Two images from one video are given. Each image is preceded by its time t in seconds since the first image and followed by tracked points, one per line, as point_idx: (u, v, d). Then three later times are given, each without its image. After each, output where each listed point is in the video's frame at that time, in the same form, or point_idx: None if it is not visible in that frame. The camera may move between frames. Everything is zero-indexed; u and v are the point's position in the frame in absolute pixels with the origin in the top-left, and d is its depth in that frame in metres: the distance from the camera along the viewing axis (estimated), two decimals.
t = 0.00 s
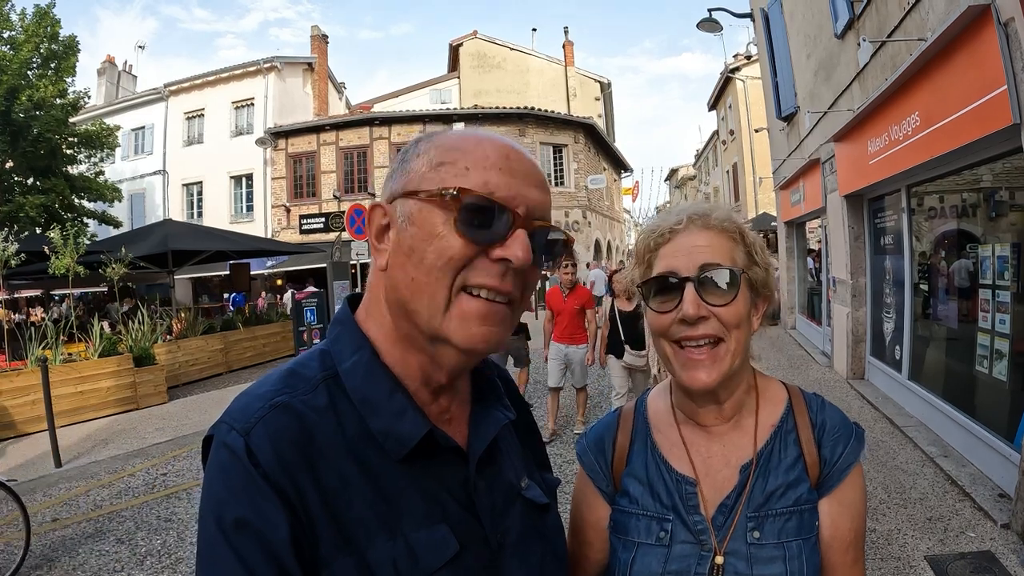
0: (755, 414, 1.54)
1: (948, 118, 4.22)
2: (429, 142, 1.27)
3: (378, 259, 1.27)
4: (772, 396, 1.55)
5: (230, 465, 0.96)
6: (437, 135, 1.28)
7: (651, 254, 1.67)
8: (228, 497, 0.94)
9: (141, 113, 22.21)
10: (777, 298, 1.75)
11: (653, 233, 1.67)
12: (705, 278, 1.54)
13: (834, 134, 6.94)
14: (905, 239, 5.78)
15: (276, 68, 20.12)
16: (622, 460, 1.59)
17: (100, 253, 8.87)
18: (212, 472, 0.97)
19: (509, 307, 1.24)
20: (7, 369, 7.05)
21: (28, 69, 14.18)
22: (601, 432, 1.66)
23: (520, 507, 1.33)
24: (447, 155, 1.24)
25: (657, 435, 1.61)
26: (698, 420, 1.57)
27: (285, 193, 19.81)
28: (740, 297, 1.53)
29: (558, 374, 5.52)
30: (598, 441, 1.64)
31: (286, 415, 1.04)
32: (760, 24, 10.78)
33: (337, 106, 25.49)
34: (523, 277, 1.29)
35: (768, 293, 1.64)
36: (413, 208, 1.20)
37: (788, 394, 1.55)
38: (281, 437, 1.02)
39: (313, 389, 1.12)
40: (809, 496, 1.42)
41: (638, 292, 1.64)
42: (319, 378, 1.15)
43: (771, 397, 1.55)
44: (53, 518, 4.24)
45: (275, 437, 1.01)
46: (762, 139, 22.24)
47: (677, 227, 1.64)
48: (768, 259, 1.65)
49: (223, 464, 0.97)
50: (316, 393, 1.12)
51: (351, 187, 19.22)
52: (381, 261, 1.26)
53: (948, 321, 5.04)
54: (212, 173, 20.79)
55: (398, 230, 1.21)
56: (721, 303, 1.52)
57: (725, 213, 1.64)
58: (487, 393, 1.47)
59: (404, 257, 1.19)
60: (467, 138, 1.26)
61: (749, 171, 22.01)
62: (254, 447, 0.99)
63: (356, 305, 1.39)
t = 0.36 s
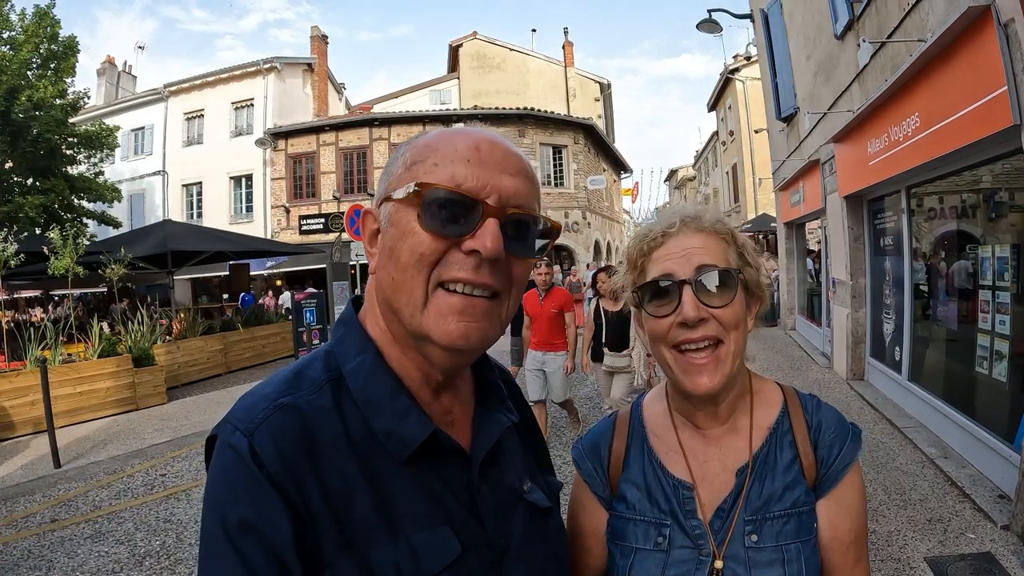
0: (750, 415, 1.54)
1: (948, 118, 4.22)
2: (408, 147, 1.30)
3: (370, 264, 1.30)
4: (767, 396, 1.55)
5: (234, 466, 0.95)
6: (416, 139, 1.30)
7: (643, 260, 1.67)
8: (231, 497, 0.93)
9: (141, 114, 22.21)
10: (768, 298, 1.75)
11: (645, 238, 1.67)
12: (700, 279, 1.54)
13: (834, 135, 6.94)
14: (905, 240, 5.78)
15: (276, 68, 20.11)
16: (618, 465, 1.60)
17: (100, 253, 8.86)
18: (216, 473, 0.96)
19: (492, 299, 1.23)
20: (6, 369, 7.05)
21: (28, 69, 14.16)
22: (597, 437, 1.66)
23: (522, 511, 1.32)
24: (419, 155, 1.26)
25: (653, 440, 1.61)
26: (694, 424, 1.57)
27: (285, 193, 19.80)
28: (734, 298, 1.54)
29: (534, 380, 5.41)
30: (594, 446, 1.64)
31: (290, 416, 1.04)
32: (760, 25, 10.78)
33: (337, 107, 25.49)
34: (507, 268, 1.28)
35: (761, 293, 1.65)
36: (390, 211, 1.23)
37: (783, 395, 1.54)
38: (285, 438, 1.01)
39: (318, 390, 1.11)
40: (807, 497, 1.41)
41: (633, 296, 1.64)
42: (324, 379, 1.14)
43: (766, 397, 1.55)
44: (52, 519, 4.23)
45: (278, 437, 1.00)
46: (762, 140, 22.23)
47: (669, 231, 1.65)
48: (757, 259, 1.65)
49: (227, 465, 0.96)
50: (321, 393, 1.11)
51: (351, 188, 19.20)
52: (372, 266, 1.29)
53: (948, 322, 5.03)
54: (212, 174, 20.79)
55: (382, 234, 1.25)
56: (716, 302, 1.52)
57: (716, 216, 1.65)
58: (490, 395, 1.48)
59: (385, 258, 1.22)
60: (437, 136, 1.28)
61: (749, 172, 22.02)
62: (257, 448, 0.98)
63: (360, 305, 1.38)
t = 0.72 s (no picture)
0: (741, 416, 1.54)
1: (948, 119, 4.22)
2: (403, 148, 1.30)
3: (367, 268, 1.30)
4: (759, 397, 1.55)
5: (232, 466, 0.95)
6: (411, 141, 1.30)
7: (625, 264, 1.66)
8: (228, 496, 0.93)
9: (141, 114, 22.21)
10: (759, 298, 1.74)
11: (627, 241, 1.68)
12: (684, 282, 1.54)
13: (834, 135, 6.93)
14: (905, 240, 5.77)
15: (276, 69, 20.11)
16: (609, 469, 1.61)
17: (99, 253, 8.85)
18: (213, 472, 0.95)
19: (488, 298, 1.23)
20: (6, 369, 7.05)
21: (28, 70, 14.16)
22: (591, 440, 1.67)
23: (520, 513, 1.32)
24: (412, 157, 1.26)
25: (645, 442, 1.62)
26: (685, 425, 1.58)
27: (285, 194, 19.80)
28: (716, 301, 1.53)
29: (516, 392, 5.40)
30: (587, 450, 1.66)
31: (288, 417, 1.03)
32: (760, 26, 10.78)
33: (337, 108, 25.49)
34: (501, 267, 1.28)
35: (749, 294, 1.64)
36: (386, 212, 1.23)
37: (776, 395, 1.54)
38: (282, 438, 1.01)
39: (316, 390, 1.11)
40: (800, 498, 1.40)
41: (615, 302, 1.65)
42: (322, 379, 1.14)
43: (758, 398, 1.55)
44: (51, 520, 4.22)
45: (276, 439, 1.00)
46: (762, 140, 22.22)
47: (650, 234, 1.65)
48: (741, 259, 1.65)
49: (224, 463, 0.96)
50: (319, 394, 1.11)
51: (351, 188, 19.19)
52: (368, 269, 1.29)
53: (948, 322, 5.02)
54: (211, 174, 20.79)
55: (378, 236, 1.24)
56: (694, 303, 1.52)
57: (696, 217, 1.66)
58: (489, 397, 1.47)
59: (380, 259, 1.22)
60: (430, 137, 1.28)
61: (748, 172, 22.02)
62: (255, 448, 0.98)
63: (358, 308, 1.39)
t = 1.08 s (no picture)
0: (738, 416, 1.54)
1: (947, 119, 4.22)
2: (403, 150, 1.29)
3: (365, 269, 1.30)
4: (758, 398, 1.55)
5: (230, 466, 0.95)
6: (412, 143, 1.30)
7: (617, 264, 1.66)
8: (225, 496, 0.93)
9: (141, 115, 22.23)
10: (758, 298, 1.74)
11: (617, 242, 1.68)
12: (673, 282, 1.54)
13: (834, 135, 6.93)
14: (905, 240, 5.77)
15: (276, 70, 20.13)
16: (603, 467, 1.61)
17: (99, 254, 8.86)
18: (212, 472, 0.96)
19: (487, 302, 1.23)
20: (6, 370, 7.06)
21: (28, 70, 14.16)
22: (586, 440, 1.67)
23: (519, 513, 1.32)
24: (412, 157, 1.26)
25: (641, 442, 1.61)
26: (680, 425, 1.57)
27: (285, 194, 19.80)
28: (711, 303, 1.53)
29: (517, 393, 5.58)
30: (582, 449, 1.66)
31: (286, 418, 1.03)
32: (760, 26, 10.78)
33: (336, 108, 25.49)
34: (500, 269, 1.28)
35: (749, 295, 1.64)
36: (385, 215, 1.23)
37: (774, 397, 1.54)
38: (280, 438, 1.01)
39: (315, 390, 1.11)
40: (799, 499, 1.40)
41: (607, 302, 1.65)
42: (320, 379, 1.14)
43: (755, 399, 1.55)
44: (50, 520, 4.22)
45: (274, 440, 1.00)
46: (762, 141, 22.21)
47: (640, 234, 1.65)
48: (736, 256, 1.63)
49: (222, 463, 0.96)
50: (318, 394, 1.11)
51: (351, 189, 19.18)
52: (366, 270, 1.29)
53: (948, 322, 5.02)
54: (211, 175, 20.80)
55: (377, 237, 1.24)
56: (687, 304, 1.52)
57: (685, 216, 1.65)
58: (488, 397, 1.47)
59: (379, 262, 1.22)
60: (430, 138, 1.28)
61: (748, 173, 22.04)
62: (253, 449, 0.98)
63: (357, 308, 1.39)
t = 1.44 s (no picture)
0: (734, 419, 1.54)
1: (947, 118, 4.21)
2: (401, 149, 1.29)
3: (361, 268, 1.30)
4: (755, 401, 1.56)
5: (225, 467, 0.95)
6: (410, 143, 1.30)
7: (615, 264, 1.66)
8: (222, 497, 0.93)
9: (141, 115, 22.25)
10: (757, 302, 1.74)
11: (617, 242, 1.67)
12: (670, 284, 1.53)
13: (834, 135, 6.92)
14: (905, 240, 5.77)
15: (276, 70, 20.14)
16: (596, 471, 1.60)
17: (99, 254, 8.86)
18: (207, 473, 0.95)
19: (483, 303, 1.23)
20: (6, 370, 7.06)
21: (28, 71, 14.16)
22: (577, 441, 1.66)
23: (515, 515, 1.32)
24: (409, 158, 1.26)
25: (636, 445, 1.61)
26: (676, 428, 1.57)
27: (285, 195, 19.81)
28: (712, 308, 1.52)
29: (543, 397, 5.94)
30: (575, 451, 1.65)
31: (282, 419, 1.03)
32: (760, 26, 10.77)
33: (336, 108, 25.49)
34: (497, 271, 1.28)
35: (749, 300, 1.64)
36: (380, 215, 1.23)
37: (769, 399, 1.55)
38: (276, 440, 1.01)
39: (309, 391, 1.11)
40: (793, 502, 1.41)
41: (605, 303, 1.64)
42: (315, 381, 1.14)
43: (751, 402, 1.55)
44: (51, 521, 4.22)
45: (270, 440, 1.00)
46: (762, 141, 22.21)
47: (640, 234, 1.64)
48: (739, 260, 1.62)
49: (219, 465, 0.95)
50: (313, 395, 1.11)
51: (351, 189, 19.18)
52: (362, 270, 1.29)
53: (948, 322, 5.02)
54: (212, 175, 20.80)
55: (373, 239, 1.24)
56: (686, 307, 1.51)
57: (687, 217, 1.64)
58: (483, 398, 1.48)
59: (374, 261, 1.22)
60: (427, 138, 1.28)
61: (748, 173, 22.02)
62: (248, 450, 0.98)
63: (352, 310, 1.38)
